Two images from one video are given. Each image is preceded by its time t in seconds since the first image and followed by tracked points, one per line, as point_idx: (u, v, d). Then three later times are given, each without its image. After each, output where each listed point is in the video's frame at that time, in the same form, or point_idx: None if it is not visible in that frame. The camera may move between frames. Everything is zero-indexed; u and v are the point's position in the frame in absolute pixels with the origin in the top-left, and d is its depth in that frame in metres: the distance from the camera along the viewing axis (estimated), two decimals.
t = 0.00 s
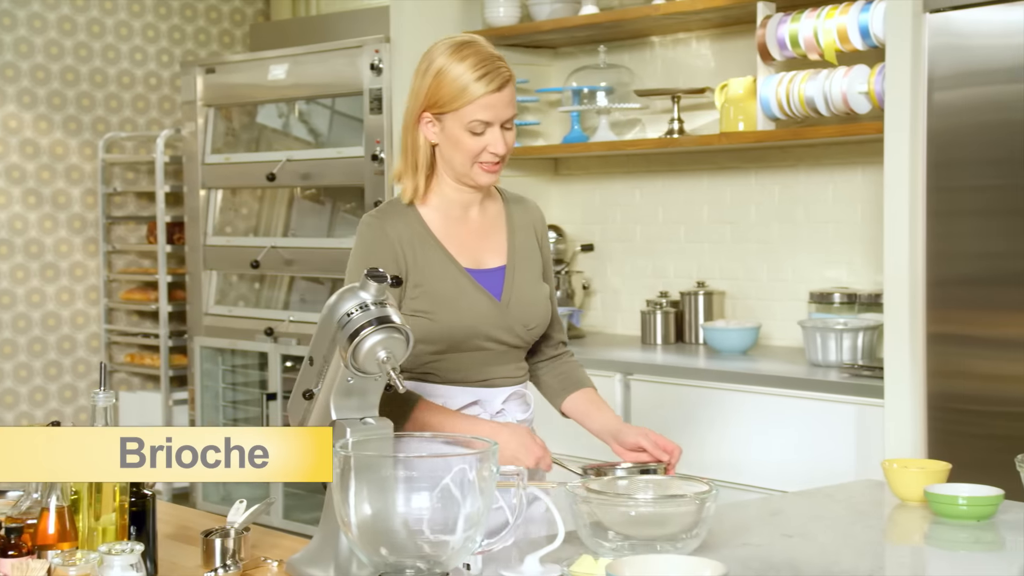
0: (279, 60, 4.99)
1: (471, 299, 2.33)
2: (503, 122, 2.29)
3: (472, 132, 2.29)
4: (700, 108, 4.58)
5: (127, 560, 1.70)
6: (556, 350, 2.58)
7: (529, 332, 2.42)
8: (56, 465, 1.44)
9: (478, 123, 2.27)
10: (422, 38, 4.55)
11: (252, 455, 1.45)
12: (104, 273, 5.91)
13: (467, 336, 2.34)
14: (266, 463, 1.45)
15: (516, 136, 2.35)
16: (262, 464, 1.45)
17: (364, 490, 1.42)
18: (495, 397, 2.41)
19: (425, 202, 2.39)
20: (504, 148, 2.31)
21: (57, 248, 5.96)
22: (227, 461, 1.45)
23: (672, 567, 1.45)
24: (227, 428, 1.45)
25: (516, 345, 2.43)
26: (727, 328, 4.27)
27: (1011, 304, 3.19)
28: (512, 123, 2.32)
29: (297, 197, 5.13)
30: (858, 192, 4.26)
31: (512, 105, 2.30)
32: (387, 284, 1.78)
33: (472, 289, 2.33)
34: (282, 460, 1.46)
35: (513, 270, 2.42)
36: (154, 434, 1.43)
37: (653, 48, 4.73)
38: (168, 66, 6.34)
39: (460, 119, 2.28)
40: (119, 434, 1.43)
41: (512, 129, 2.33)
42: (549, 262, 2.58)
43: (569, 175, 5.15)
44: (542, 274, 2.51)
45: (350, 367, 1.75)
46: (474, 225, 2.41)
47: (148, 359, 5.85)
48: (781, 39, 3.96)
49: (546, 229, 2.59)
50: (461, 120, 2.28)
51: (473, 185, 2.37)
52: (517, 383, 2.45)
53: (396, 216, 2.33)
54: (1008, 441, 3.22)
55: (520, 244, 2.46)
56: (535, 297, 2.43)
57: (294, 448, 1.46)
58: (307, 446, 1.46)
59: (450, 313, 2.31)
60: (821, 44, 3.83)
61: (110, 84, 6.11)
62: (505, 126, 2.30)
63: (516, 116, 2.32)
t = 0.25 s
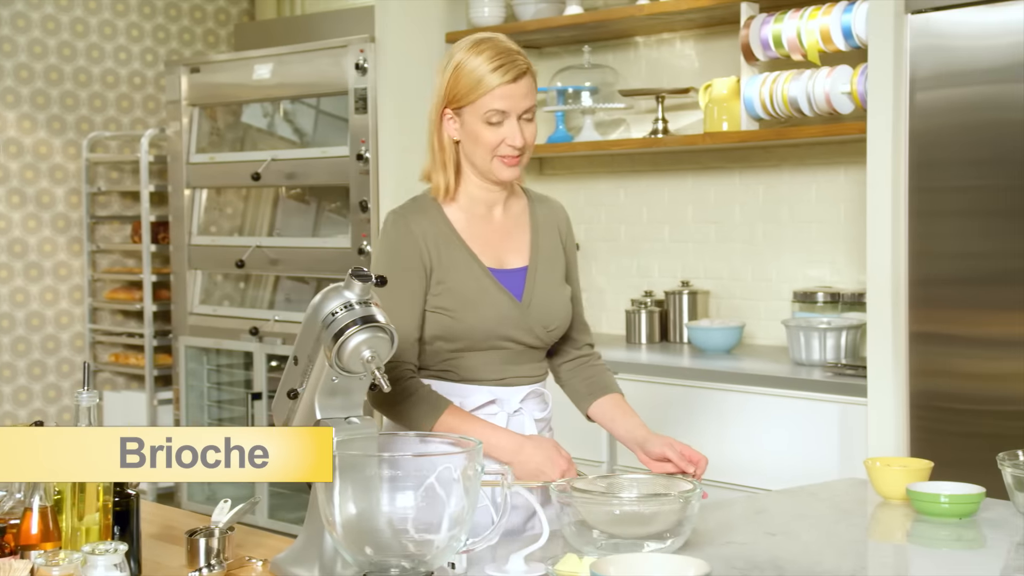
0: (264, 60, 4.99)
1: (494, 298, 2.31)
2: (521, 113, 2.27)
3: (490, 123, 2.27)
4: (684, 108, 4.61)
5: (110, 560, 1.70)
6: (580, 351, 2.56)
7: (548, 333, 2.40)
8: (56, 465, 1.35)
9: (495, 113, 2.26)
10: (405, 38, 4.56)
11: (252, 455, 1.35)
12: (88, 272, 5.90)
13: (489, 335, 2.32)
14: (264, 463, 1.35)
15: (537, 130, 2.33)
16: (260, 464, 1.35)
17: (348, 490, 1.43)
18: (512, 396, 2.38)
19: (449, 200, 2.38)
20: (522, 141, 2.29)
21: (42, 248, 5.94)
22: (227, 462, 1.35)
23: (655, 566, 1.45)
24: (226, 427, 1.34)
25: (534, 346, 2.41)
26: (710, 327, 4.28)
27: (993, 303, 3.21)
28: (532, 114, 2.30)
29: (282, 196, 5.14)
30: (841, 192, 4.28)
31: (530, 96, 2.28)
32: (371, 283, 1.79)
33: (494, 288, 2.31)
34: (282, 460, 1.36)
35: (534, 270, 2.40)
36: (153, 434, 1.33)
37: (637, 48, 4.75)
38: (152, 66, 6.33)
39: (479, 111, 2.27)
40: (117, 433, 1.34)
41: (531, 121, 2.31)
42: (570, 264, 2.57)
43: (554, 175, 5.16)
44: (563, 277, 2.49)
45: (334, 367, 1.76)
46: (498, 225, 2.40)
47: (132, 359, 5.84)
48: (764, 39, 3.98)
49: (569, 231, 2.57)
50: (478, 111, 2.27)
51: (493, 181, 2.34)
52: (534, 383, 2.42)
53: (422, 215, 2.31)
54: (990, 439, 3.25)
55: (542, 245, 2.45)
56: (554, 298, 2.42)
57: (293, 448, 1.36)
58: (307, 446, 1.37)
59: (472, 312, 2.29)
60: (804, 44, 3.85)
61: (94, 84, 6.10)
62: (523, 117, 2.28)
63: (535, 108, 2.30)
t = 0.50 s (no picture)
0: (250, 59, 4.98)
1: (509, 299, 2.28)
2: (517, 92, 2.29)
3: (489, 106, 2.31)
4: (671, 108, 4.61)
5: (94, 561, 1.69)
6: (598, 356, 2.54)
7: (563, 337, 2.36)
8: (56, 466, 1.24)
9: (494, 93, 2.30)
10: (392, 37, 4.56)
11: (252, 455, 1.25)
12: (74, 272, 5.88)
13: (503, 337, 2.28)
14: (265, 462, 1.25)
15: (541, 116, 2.32)
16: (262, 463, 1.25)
17: (335, 491, 1.42)
18: (524, 399, 2.33)
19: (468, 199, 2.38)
20: (524, 122, 2.30)
21: (26, 248, 5.92)
22: (228, 462, 1.25)
23: (640, 566, 1.45)
24: (226, 426, 1.25)
25: (549, 350, 2.36)
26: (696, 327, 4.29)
27: (978, 302, 3.23)
28: (532, 97, 2.31)
29: (269, 196, 5.13)
30: (828, 192, 4.29)
31: (532, 78, 2.31)
32: (358, 283, 1.79)
33: (509, 288, 2.28)
34: (282, 460, 1.26)
35: (552, 273, 2.37)
36: (153, 432, 1.23)
37: (623, 47, 4.76)
38: (138, 65, 6.31)
39: (479, 95, 2.32)
40: (118, 432, 1.23)
41: (536, 107, 2.32)
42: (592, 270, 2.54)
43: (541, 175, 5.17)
44: (583, 282, 2.46)
45: (320, 367, 1.75)
46: (516, 226, 2.38)
47: (118, 359, 5.82)
48: (751, 39, 3.98)
49: (595, 237, 2.55)
50: (480, 95, 2.32)
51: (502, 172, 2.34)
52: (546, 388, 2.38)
53: (439, 213, 2.30)
54: (975, 438, 3.26)
55: (563, 249, 2.42)
56: (572, 303, 2.39)
57: (291, 449, 1.27)
58: (307, 446, 1.28)
59: (487, 312, 2.26)
60: (790, 44, 3.86)
61: (79, 83, 6.08)
62: (524, 98, 2.30)
63: (536, 91, 2.32)
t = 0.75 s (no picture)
0: (240, 59, 4.97)
1: (516, 299, 2.27)
2: (527, 88, 2.31)
3: (499, 103, 2.32)
4: (662, 108, 4.62)
5: (85, 561, 1.69)
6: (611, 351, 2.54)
7: (572, 341, 2.33)
8: (56, 466, 1.12)
9: (505, 90, 2.31)
10: (384, 37, 4.55)
11: (253, 456, 1.14)
12: (64, 272, 5.86)
13: (509, 338, 2.27)
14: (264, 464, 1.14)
15: (553, 113, 2.32)
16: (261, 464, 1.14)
17: (325, 492, 1.42)
18: (528, 401, 2.31)
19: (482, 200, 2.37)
20: (535, 117, 2.30)
21: (16, 248, 5.90)
22: (229, 463, 1.13)
23: (633, 566, 1.45)
24: (227, 425, 1.13)
25: (559, 354, 2.33)
26: (688, 327, 4.29)
27: (969, 302, 3.23)
28: (543, 93, 2.32)
29: (260, 196, 5.12)
30: (818, 192, 4.30)
31: (543, 74, 2.32)
32: (348, 283, 1.78)
33: (517, 288, 2.27)
34: (282, 461, 1.15)
35: (563, 276, 2.34)
36: (153, 432, 1.11)
37: (614, 48, 4.76)
38: (128, 64, 6.30)
39: (491, 94, 2.34)
40: (117, 432, 1.11)
41: (547, 103, 2.32)
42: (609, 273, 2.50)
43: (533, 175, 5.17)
44: (598, 285, 2.43)
45: (311, 367, 1.76)
46: (529, 227, 2.37)
47: (109, 360, 5.80)
48: (742, 40, 3.99)
49: (614, 242, 2.51)
50: (492, 94, 2.33)
51: (513, 170, 2.34)
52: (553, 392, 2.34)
53: (451, 212, 2.30)
54: (965, 437, 3.27)
55: (577, 252, 2.39)
56: (583, 307, 2.35)
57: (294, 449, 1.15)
58: (307, 446, 1.15)
59: (493, 312, 2.26)
60: (781, 44, 3.86)
61: (70, 82, 6.07)
62: (534, 94, 2.31)
63: (547, 88, 2.32)
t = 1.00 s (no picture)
0: (236, 59, 4.97)
1: (518, 294, 2.27)
2: (532, 89, 2.35)
3: (506, 106, 2.36)
4: (658, 109, 4.62)
5: (80, 561, 1.69)
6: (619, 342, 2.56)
7: (577, 337, 2.32)
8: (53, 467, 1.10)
9: (511, 93, 2.36)
10: (379, 37, 4.55)
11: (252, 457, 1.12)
12: (59, 272, 5.86)
13: (511, 333, 2.28)
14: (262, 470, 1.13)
15: (558, 113, 2.37)
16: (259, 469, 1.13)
17: (321, 492, 1.42)
18: (529, 396, 2.31)
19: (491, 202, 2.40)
20: (540, 119, 2.35)
21: (11, 248, 5.89)
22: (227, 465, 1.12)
23: (628, 566, 1.45)
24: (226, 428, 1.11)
25: (564, 350, 2.33)
26: (684, 327, 4.30)
27: (965, 302, 3.24)
28: (548, 94, 2.36)
29: (256, 196, 5.12)
30: (814, 192, 4.30)
31: (548, 75, 2.37)
32: (344, 284, 1.78)
33: (519, 283, 2.28)
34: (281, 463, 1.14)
35: (568, 271, 2.34)
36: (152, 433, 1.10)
37: (611, 48, 4.76)
38: (124, 64, 6.29)
39: (497, 97, 2.38)
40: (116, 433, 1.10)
41: (553, 103, 2.37)
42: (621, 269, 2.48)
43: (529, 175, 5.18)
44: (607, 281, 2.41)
45: (307, 367, 1.76)
46: (536, 226, 2.38)
47: (105, 360, 5.80)
48: (737, 40, 3.98)
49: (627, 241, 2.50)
50: (498, 97, 2.37)
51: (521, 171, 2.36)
52: (554, 389, 2.34)
53: (456, 209, 2.33)
54: (961, 438, 3.28)
55: (585, 248, 2.39)
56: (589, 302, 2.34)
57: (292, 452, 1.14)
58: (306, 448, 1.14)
59: (494, 307, 2.27)
60: (777, 44, 3.87)
61: (65, 82, 6.06)
62: (539, 95, 2.35)
63: (551, 89, 2.37)
